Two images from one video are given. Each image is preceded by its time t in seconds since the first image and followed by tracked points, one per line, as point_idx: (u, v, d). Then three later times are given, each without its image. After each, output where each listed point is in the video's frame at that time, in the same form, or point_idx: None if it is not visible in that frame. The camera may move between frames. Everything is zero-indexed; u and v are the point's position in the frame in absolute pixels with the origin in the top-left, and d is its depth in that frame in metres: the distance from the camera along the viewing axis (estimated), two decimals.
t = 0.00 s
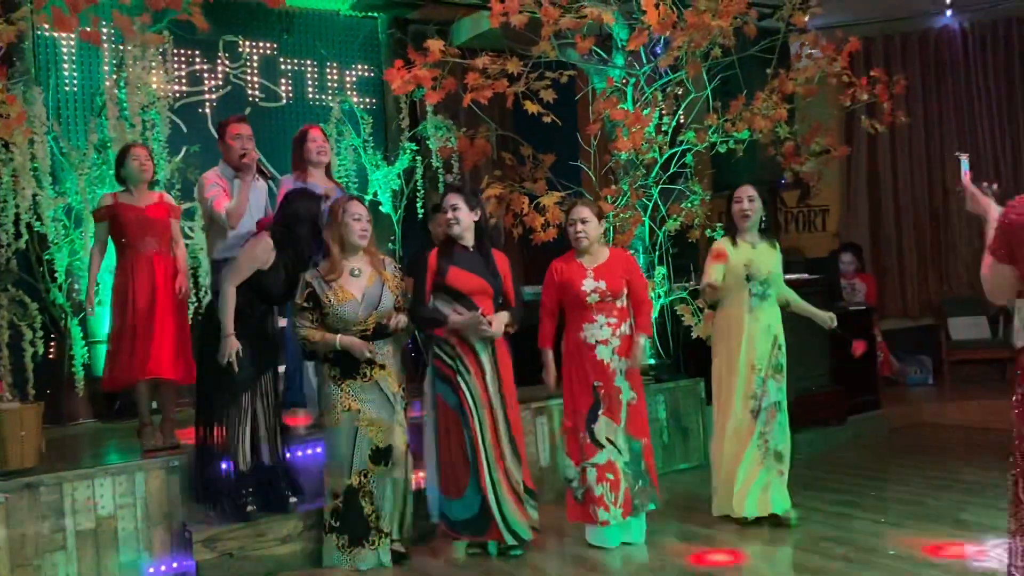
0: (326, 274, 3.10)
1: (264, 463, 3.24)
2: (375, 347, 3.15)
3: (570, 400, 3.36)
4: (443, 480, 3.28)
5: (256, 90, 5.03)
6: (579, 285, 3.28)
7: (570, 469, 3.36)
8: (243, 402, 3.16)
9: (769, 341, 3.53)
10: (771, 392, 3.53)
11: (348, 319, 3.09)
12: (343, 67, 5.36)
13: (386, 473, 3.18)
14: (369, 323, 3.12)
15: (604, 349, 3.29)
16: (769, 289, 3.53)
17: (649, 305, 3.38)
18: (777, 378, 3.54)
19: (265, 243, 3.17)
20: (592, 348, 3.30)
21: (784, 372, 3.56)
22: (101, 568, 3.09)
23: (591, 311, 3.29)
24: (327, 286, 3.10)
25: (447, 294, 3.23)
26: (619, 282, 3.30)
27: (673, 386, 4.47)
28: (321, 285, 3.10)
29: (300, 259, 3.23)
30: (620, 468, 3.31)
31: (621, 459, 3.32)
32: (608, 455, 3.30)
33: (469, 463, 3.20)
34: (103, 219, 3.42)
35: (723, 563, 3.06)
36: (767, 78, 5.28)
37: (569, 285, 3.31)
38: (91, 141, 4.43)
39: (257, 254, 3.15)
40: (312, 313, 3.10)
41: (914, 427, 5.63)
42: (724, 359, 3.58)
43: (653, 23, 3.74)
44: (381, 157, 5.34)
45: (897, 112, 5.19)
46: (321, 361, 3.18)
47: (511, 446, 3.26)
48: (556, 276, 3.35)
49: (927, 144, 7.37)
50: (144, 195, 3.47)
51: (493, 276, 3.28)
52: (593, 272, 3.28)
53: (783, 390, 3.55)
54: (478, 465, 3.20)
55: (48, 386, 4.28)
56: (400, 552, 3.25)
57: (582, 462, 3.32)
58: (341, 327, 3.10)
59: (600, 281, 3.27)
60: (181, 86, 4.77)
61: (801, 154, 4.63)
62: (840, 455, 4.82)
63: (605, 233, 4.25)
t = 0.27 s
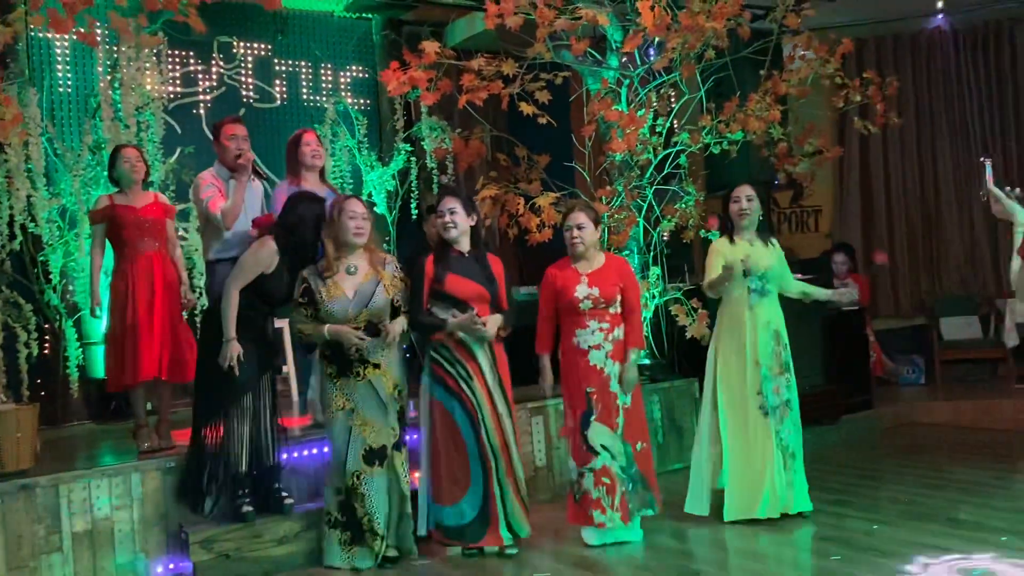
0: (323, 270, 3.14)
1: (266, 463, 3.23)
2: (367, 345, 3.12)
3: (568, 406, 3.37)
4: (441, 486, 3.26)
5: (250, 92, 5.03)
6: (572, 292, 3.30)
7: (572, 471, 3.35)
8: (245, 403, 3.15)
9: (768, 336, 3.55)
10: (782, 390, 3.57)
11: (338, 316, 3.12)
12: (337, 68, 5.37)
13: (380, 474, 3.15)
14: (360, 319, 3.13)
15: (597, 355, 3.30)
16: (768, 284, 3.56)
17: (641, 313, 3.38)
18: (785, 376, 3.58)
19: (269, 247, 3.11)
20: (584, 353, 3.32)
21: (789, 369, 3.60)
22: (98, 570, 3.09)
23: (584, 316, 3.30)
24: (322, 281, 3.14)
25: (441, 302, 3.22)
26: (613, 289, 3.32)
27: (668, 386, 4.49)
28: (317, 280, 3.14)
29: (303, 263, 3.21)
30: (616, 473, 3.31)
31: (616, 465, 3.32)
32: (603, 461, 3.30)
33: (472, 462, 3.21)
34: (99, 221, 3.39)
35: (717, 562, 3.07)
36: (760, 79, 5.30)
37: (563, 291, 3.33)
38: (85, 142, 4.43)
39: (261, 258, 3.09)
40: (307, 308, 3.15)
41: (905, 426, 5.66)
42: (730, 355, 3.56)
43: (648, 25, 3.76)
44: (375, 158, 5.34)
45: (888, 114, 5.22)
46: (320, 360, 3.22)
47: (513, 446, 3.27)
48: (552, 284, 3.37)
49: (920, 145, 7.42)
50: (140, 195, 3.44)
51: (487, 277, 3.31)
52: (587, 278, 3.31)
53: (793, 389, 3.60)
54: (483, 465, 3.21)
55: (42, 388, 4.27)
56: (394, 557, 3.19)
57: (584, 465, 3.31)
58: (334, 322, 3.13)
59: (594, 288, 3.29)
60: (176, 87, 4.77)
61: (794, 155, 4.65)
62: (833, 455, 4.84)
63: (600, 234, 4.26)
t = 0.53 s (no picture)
0: (322, 271, 3.16)
1: (256, 465, 3.19)
2: (358, 348, 3.11)
3: (556, 399, 3.37)
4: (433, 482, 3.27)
5: (242, 92, 5.02)
6: (564, 286, 3.30)
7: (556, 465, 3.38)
8: (234, 404, 3.12)
9: (773, 337, 3.55)
10: (789, 389, 3.56)
11: (330, 316, 3.12)
12: (329, 69, 5.36)
13: (364, 476, 3.14)
14: (351, 322, 3.11)
15: (586, 349, 3.30)
16: (770, 289, 3.56)
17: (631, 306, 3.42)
18: (792, 374, 3.57)
19: (266, 249, 3.08)
20: (574, 349, 3.31)
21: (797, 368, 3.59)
22: (90, 571, 3.08)
23: (576, 311, 3.31)
24: (321, 281, 3.16)
25: (440, 298, 3.22)
26: (603, 283, 3.33)
27: (661, 385, 4.50)
28: (316, 280, 3.17)
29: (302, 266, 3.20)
30: (600, 471, 3.32)
31: (601, 463, 3.32)
32: (588, 456, 3.31)
33: (466, 459, 3.21)
34: (94, 223, 3.40)
35: (710, 561, 3.08)
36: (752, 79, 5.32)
37: (554, 285, 3.32)
38: (77, 143, 4.38)
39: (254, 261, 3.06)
40: (307, 307, 3.20)
41: (897, 425, 5.69)
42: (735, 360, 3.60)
43: (641, 26, 3.76)
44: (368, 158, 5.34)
45: (879, 115, 5.24)
46: (320, 360, 3.22)
47: (506, 444, 3.26)
48: (542, 277, 3.35)
49: (910, 146, 7.45)
50: (133, 198, 3.45)
51: (482, 277, 3.28)
52: (578, 274, 3.31)
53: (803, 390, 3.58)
54: (477, 461, 3.20)
55: (33, 389, 4.26)
56: (388, 558, 3.19)
57: (567, 462, 3.33)
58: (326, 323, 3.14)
59: (585, 282, 3.30)
60: (167, 87, 4.77)
61: (785, 156, 4.66)
62: (826, 454, 4.86)
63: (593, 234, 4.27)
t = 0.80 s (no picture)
0: (314, 269, 3.15)
1: (249, 465, 3.16)
2: (347, 346, 3.12)
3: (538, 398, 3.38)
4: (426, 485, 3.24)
5: (232, 90, 5.01)
6: (553, 288, 3.30)
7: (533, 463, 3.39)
8: (230, 403, 3.09)
9: (764, 334, 3.55)
10: (780, 387, 3.56)
11: (320, 316, 3.13)
12: (320, 67, 5.36)
13: (347, 474, 3.14)
14: (339, 320, 3.12)
15: (574, 353, 3.31)
16: (759, 283, 3.56)
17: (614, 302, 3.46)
18: (786, 372, 3.57)
19: (255, 249, 3.07)
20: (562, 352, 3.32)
21: (792, 366, 3.58)
22: (81, 571, 3.07)
23: (564, 313, 3.32)
24: (312, 278, 3.16)
25: (436, 300, 3.23)
26: (590, 285, 3.36)
27: (652, 383, 4.51)
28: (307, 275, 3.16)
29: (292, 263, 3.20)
30: (582, 473, 3.33)
31: (583, 465, 3.33)
32: (569, 459, 3.31)
33: (456, 462, 3.18)
34: (89, 220, 3.40)
35: (702, 558, 3.09)
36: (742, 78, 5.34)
37: (542, 289, 3.31)
38: (67, 142, 4.32)
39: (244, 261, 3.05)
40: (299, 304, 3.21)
41: (887, 422, 5.71)
42: (729, 356, 3.58)
43: (632, 25, 3.77)
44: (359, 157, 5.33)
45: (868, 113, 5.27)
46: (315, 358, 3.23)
47: (500, 446, 3.23)
48: (529, 279, 3.33)
49: (900, 145, 7.48)
50: (129, 196, 3.44)
51: (470, 275, 3.24)
52: (565, 277, 3.32)
53: (793, 384, 3.59)
54: (467, 465, 3.18)
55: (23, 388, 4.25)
56: (379, 556, 3.20)
57: (545, 463, 3.34)
58: (316, 320, 3.15)
59: (574, 286, 3.31)
60: (157, 86, 4.75)
61: (776, 154, 4.67)
62: (816, 451, 4.88)
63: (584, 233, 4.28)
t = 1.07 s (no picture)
0: (304, 273, 3.15)
1: (242, 465, 3.16)
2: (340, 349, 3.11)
3: (534, 398, 3.38)
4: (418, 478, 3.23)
5: (225, 90, 5.01)
6: (549, 285, 3.30)
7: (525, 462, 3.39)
8: (222, 402, 3.09)
9: (750, 336, 3.57)
10: (766, 388, 3.58)
11: (310, 319, 3.14)
12: (313, 67, 5.36)
13: (346, 477, 3.14)
14: (331, 323, 3.12)
15: (571, 352, 3.32)
16: (746, 288, 3.57)
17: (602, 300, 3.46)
18: (771, 374, 3.59)
19: (230, 239, 3.09)
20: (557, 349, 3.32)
21: (780, 370, 3.60)
22: (74, 572, 3.07)
23: (561, 311, 3.32)
24: (302, 282, 3.16)
25: (433, 308, 3.22)
26: (586, 283, 3.35)
27: (645, 383, 4.52)
28: (298, 280, 3.16)
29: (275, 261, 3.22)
30: (577, 469, 3.35)
31: (579, 461, 3.35)
32: (564, 455, 3.33)
33: (436, 468, 3.19)
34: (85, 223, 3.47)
35: (695, 556, 3.10)
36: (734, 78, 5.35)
37: (537, 286, 3.31)
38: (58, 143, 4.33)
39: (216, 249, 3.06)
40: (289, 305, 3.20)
41: (879, 420, 5.73)
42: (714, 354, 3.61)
43: (624, 25, 3.78)
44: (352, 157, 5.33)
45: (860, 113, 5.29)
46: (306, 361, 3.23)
47: (485, 450, 3.22)
48: (525, 277, 3.32)
49: (891, 144, 7.50)
50: (121, 197, 3.46)
51: (457, 280, 3.22)
52: (561, 273, 3.31)
53: (778, 387, 3.59)
54: (447, 470, 3.19)
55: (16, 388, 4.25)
56: (371, 556, 3.23)
57: (540, 461, 3.35)
58: (305, 322, 3.16)
59: (570, 283, 3.31)
60: (149, 85, 4.74)
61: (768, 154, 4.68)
62: (809, 450, 4.89)
63: (577, 233, 4.28)
